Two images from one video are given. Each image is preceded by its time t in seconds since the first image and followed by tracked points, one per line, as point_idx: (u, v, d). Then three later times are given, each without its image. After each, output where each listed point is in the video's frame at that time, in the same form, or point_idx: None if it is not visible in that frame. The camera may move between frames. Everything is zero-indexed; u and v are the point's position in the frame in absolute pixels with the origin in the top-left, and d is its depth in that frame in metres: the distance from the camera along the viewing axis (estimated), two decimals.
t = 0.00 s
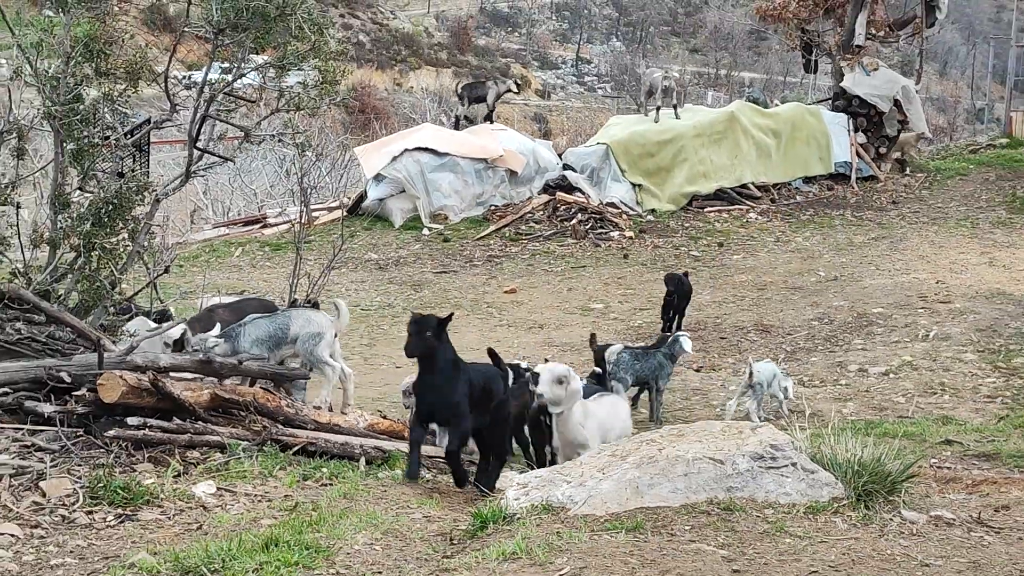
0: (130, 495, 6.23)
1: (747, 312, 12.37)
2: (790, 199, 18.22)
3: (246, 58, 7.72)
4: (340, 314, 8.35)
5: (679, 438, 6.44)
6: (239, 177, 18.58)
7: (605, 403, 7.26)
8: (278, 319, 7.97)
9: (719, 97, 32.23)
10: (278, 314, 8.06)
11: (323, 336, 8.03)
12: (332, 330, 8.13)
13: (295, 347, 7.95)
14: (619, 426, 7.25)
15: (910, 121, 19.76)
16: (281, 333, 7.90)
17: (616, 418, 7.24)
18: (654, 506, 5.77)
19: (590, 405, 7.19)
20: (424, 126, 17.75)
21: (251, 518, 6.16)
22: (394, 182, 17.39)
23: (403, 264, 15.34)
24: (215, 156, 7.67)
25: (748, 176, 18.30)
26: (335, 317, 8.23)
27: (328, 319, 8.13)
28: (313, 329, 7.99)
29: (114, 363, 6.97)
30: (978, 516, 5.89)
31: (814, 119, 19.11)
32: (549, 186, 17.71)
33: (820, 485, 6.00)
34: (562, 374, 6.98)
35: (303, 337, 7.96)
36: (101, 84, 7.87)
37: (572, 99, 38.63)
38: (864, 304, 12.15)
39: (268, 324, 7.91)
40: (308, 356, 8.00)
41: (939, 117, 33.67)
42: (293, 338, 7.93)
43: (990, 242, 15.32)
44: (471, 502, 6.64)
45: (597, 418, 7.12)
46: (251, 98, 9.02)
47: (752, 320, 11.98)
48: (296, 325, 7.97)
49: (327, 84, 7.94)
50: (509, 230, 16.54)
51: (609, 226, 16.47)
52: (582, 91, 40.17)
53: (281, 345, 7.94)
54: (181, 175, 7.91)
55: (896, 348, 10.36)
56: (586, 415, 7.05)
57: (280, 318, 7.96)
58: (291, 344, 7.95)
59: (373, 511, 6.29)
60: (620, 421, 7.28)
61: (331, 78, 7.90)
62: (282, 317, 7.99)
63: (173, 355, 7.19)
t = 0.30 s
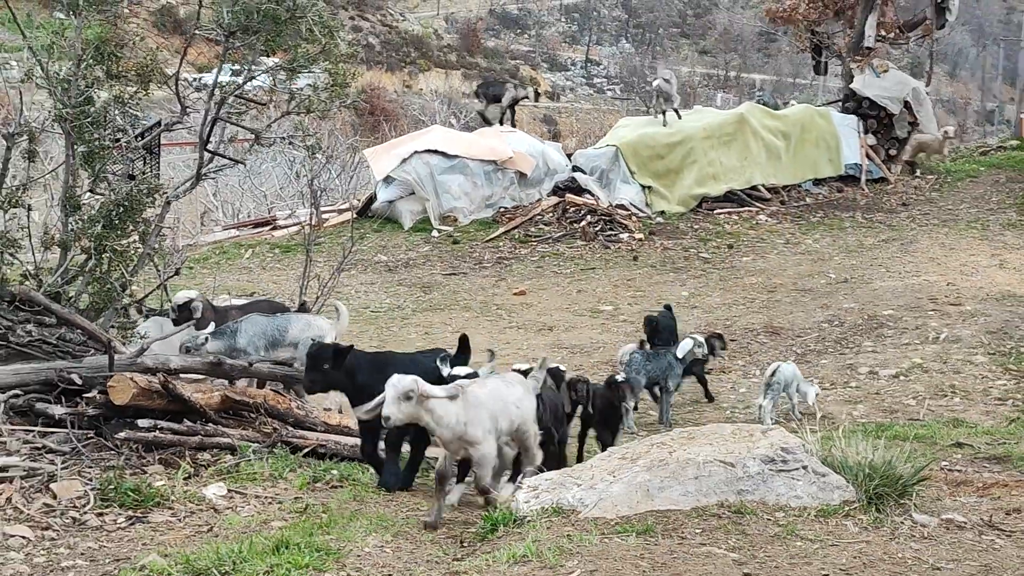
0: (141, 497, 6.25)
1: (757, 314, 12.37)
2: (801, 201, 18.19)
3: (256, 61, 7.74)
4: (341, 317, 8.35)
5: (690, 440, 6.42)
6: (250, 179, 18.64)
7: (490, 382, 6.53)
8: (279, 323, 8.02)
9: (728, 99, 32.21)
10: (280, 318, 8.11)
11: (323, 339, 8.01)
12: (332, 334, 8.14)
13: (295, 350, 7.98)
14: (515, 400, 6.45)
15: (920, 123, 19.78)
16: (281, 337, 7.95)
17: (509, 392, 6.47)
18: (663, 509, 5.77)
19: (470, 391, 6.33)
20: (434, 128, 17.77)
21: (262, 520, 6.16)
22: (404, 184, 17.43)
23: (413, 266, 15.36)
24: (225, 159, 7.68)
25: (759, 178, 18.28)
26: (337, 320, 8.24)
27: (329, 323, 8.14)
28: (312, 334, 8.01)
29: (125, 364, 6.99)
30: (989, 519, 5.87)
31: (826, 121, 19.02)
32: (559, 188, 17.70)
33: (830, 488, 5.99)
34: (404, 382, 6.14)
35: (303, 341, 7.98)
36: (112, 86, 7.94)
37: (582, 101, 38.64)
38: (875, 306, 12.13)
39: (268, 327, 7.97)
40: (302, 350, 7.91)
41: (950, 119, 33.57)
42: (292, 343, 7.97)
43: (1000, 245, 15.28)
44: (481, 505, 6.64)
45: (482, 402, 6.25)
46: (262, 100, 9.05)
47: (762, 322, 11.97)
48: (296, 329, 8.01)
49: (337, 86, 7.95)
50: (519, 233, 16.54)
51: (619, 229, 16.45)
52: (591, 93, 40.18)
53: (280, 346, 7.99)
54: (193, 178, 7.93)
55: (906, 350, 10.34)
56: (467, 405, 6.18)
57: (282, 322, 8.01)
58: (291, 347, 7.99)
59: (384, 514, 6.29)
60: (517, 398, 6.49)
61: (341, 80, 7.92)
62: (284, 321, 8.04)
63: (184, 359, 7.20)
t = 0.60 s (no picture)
0: (150, 495, 6.27)
1: (765, 313, 12.36)
2: (808, 199, 18.17)
3: (264, 61, 7.75)
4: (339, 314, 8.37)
5: (699, 439, 6.43)
6: (257, 178, 18.67)
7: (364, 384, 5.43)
8: (278, 320, 7.99)
9: (735, 97, 32.17)
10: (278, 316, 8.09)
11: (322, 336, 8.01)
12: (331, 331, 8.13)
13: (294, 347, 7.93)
14: (392, 411, 5.42)
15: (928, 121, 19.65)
16: (279, 332, 7.90)
17: (384, 400, 5.39)
18: (673, 507, 5.77)
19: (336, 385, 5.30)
20: (440, 128, 17.78)
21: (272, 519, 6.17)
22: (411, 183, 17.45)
23: (421, 265, 15.38)
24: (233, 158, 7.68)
25: (766, 176, 18.25)
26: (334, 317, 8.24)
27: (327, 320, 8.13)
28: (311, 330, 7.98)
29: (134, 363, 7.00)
30: (999, 518, 5.85)
31: (834, 120, 19.00)
32: (566, 186, 17.70)
33: (840, 487, 5.99)
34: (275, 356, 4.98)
35: (303, 338, 7.95)
36: (121, 86, 7.97)
37: (589, 99, 38.63)
38: (883, 305, 12.12)
39: (265, 323, 7.93)
40: (253, 338, 7.66)
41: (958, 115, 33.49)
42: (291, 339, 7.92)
43: (1008, 242, 15.24)
44: (491, 504, 6.65)
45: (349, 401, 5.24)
46: (270, 100, 9.07)
47: (770, 321, 11.97)
48: (295, 325, 7.98)
49: (345, 86, 7.96)
50: (527, 231, 16.55)
51: (626, 227, 16.44)
52: (598, 91, 40.17)
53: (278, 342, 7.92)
54: (201, 177, 7.95)
55: (914, 349, 10.33)
56: (330, 398, 5.14)
57: (280, 319, 7.99)
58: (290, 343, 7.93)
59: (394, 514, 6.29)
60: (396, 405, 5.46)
61: (349, 80, 7.94)
62: (282, 318, 8.02)
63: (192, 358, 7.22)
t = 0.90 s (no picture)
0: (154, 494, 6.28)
1: (769, 310, 12.37)
2: (812, 196, 18.17)
3: (268, 60, 7.76)
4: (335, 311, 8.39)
5: (704, 436, 6.43)
6: (261, 176, 18.69)
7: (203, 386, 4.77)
8: (273, 316, 8.00)
9: (738, 95, 32.16)
10: (273, 311, 8.10)
11: (318, 333, 8.02)
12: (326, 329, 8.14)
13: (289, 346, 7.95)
14: (239, 415, 4.80)
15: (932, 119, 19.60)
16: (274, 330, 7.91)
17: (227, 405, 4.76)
18: (678, 505, 5.76)
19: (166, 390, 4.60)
20: (444, 125, 17.76)
21: (277, 517, 6.17)
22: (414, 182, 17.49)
23: (424, 263, 15.39)
24: (238, 156, 7.69)
25: (770, 174, 18.24)
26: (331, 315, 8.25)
27: (323, 318, 8.15)
28: (307, 328, 8.00)
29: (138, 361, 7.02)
30: (1004, 515, 5.86)
31: (837, 117, 18.98)
32: (570, 184, 17.70)
33: (844, 484, 5.98)
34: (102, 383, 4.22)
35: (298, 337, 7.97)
36: (125, 85, 7.94)
37: (592, 97, 38.62)
38: (887, 302, 12.11)
39: (259, 320, 7.94)
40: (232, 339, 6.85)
41: (961, 113, 33.47)
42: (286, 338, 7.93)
43: (1012, 240, 15.23)
44: (496, 501, 6.65)
45: (188, 418, 4.58)
46: (275, 97, 9.08)
47: (774, 318, 11.98)
48: (291, 323, 7.99)
49: (349, 84, 7.97)
50: (531, 229, 16.54)
51: (630, 225, 16.44)
52: (601, 89, 40.17)
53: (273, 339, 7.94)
54: (205, 175, 7.94)
55: (919, 346, 10.32)
56: (156, 408, 4.45)
57: (275, 315, 8.00)
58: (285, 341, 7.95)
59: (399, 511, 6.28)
60: (247, 415, 4.84)
61: (353, 78, 7.94)
62: (277, 314, 8.02)
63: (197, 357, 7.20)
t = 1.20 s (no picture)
0: (156, 492, 6.29)
1: (772, 308, 12.37)
2: (815, 194, 18.15)
3: (270, 58, 7.76)
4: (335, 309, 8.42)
5: (706, 434, 6.43)
6: (264, 174, 18.70)
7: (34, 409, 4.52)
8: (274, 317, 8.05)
9: (741, 92, 32.14)
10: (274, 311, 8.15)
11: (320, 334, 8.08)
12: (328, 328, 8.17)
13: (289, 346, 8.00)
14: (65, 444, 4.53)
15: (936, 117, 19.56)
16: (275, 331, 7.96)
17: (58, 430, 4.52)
18: (681, 502, 5.77)
19: None
20: (446, 123, 17.72)
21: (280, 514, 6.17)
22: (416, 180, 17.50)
23: (426, 261, 15.39)
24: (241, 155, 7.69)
25: (773, 172, 18.22)
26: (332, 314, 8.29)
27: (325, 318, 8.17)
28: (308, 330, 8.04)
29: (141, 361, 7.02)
30: (1007, 513, 5.85)
31: (840, 114, 18.96)
32: (572, 182, 17.70)
33: (848, 482, 5.97)
34: None
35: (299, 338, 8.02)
36: (128, 83, 7.96)
37: (594, 95, 38.61)
38: (890, 300, 12.11)
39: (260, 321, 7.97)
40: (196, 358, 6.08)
41: (964, 110, 33.43)
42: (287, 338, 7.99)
43: (1015, 237, 15.21)
44: (498, 499, 6.64)
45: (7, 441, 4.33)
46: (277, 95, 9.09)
47: (777, 316, 11.97)
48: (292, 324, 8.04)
49: (352, 82, 7.97)
50: (533, 227, 16.54)
51: (633, 222, 16.44)
52: (604, 87, 40.14)
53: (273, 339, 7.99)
54: (207, 173, 7.95)
55: (921, 344, 10.32)
56: None
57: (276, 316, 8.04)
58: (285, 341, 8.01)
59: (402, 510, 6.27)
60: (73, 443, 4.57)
61: (355, 76, 7.94)
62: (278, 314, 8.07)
63: (201, 356, 7.21)
